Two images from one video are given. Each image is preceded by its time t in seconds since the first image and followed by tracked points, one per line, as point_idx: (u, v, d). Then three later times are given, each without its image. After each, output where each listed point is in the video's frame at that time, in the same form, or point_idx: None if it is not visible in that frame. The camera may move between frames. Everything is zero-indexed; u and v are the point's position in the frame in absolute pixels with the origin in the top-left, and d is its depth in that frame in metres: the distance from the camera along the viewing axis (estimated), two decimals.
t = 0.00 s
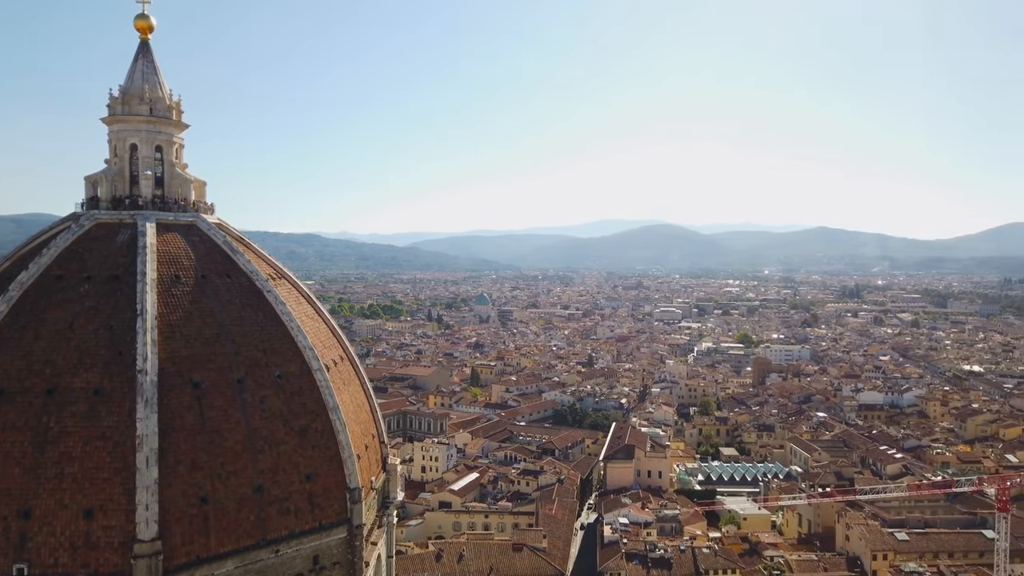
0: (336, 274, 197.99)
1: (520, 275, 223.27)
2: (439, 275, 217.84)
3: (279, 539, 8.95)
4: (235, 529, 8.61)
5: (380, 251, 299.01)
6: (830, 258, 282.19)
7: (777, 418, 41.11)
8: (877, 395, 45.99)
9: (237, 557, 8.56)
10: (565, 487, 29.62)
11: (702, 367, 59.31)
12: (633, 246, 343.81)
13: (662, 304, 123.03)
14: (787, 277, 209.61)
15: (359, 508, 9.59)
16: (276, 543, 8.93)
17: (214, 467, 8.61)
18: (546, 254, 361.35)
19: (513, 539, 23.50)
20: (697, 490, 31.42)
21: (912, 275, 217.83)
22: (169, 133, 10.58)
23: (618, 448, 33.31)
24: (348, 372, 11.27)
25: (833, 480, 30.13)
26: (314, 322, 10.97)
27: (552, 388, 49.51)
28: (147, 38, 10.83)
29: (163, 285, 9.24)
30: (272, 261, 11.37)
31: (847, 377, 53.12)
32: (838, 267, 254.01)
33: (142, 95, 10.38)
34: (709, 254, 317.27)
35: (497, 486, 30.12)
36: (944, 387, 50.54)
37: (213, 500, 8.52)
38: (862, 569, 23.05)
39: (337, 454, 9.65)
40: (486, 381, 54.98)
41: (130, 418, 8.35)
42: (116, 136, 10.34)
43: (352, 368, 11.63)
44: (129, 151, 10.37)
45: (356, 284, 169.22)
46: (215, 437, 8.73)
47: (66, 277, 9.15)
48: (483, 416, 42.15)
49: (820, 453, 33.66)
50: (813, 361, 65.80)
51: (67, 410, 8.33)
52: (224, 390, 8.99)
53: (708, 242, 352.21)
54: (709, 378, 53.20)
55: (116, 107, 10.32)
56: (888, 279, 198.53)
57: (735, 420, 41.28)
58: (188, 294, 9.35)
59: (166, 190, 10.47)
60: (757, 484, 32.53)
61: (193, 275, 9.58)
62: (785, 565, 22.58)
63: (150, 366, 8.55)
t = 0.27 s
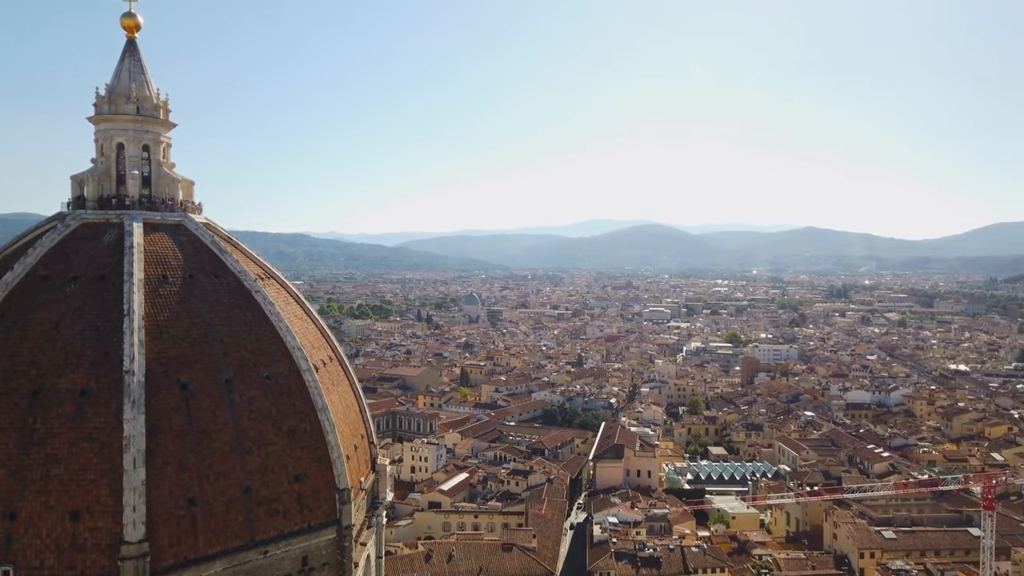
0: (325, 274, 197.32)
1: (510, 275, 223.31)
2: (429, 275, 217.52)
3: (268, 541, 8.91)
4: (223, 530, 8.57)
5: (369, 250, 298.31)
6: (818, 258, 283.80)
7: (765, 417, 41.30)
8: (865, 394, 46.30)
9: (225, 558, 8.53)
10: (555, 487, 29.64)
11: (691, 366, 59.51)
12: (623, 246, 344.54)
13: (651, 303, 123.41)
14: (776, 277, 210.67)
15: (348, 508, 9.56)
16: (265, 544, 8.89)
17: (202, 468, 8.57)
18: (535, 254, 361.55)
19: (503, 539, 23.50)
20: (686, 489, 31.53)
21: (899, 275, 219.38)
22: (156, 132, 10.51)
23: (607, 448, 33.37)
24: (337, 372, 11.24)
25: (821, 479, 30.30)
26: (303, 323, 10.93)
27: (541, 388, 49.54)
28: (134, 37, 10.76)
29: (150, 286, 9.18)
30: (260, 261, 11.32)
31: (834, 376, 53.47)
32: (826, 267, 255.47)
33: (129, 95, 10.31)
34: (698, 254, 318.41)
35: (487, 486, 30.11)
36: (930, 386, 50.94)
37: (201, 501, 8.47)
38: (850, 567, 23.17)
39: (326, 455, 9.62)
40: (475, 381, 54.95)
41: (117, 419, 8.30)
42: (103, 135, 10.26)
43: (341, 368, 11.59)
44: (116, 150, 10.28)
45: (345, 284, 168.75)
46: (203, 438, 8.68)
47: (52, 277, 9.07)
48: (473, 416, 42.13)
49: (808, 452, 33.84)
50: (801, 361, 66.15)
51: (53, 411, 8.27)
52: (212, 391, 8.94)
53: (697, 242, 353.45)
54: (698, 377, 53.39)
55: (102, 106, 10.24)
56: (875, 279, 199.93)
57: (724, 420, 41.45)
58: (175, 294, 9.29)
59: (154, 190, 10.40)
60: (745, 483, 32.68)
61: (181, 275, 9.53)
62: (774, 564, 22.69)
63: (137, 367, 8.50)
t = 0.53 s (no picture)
0: (313, 275, 196.56)
1: (500, 275, 223.31)
2: (418, 275, 217.16)
3: (256, 542, 8.87)
4: (212, 532, 8.53)
5: (358, 250, 297.47)
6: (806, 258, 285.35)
7: (753, 416, 41.49)
8: (852, 393, 46.60)
9: (213, 559, 8.48)
10: (544, 486, 29.68)
11: (680, 366, 59.72)
12: (612, 246, 345.14)
13: (640, 303, 123.77)
14: (764, 277, 211.64)
15: (337, 509, 9.53)
16: (253, 546, 8.85)
17: (190, 469, 8.53)
18: (525, 254, 361.63)
19: (493, 539, 23.51)
20: (675, 489, 31.62)
21: (886, 275, 220.82)
22: (143, 131, 10.44)
23: (596, 447, 33.43)
24: (326, 372, 11.20)
25: (809, 478, 30.48)
26: (292, 323, 10.89)
27: (531, 388, 49.55)
28: (121, 35, 10.69)
29: (138, 286, 9.12)
30: (248, 261, 11.27)
31: (822, 376, 53.74)
32: (814, 266, 256.95)
33: (115, 93, 10.24)
34: (687, 254, 319.43)
35: (476, 486, 30.08)
36: (917, 385, 51.31)
37: (188, 502, 8.43)
38: (837, 566, 23.30)
39: (315, 456, 9.58)
40: (465, 381, 54.92)
41: (103, 420, 8.24)
42: (89, 134, 10.18)
43: (330, 369, 11.56)
44: (102, 149, 10.21)
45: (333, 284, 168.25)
46: (191, 439, 8.64)
47: (38, 278, 8.99)
48: (463, 416, 42.12)
49: (796, 451, 34.00)
50: (789, 360, 66.50)
51: (39, 412, 8.20)
52: (200, 392, 8.90)
53: (686, 242, 354.61)
54: (686, 377, 53.57)
55: (88, 105, 10.16)
56: (862, 278, 201.32)
57: (713, 419, 41.60)
58: (163, 294, 9.24)
59: (141, 189, 10.34)
60: (734, 482, 32.81)
61: (168, 275, 9.47)
62: (762, 562, 22.80)
63: (124, 367, 8.44)
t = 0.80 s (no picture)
0: (302, 275, 195.80)
1: (489, 275, 223.26)
2: (407, 275, 216.79)
3: (245, 543, 8.83)
4: (200, 533, 8.48)
5: (347, 250, 296.54)
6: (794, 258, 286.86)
7: (742, 415, 41.66)
8: (839, 392, 46.87)
9: (202, 561, 8.43)
10: (534, 486, 29.71)
11: (669, 365, 59.91)
12: (601, 246, 345.61)
13: (629, 303, 124.04)
14: (752, 276, 212.62)
15: (326, 510, 9.50)
16: (241, 547, 8.80)
17: (178, 471, 8.48)
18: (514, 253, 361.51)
19: (482, 539, 23.51)
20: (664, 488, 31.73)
21: (873, 274, 222.18)
22: (130, 130, 10.37)
23: (586, 447, 33.47)
24: (315, 373, 11.16)
25: (797, 476, 30.65)
26: (281, 323, 10.84)
27: (520, 388, 49.55)
28: (107, 33, 10.61)
29: (124, 286, 9.06)
30: (236, 261, 11.21)
31: (810, 375, 54.00)
32: (802, 266, 258.28)
33: (102, 92, 10.16)
34: (676, 254, 320.39)
35: (466, 486, 30.07)
36: (904, 384, 51.66)
37: (176, 504, 8.38)
38: (825, 564, 23.46)
39: (304, 456, 9.55)
40: (454, 381, 54.88)
41: (90, 421, 8.18)
42: (75, 133, 10.10)
43: (319, 368, 11.51)
44: (89, 148, 10.13)
45: (322, 284, 167.64)
46: (179, 439, 8.59)
47: (24, 278, 8.91)
48: (452, 416, 42.09)
49: (785, 450, 34.18)
50: (777, 359, 66.85)
51: (24, 413, 8.14)
52: (187, 392, 8.84)
53: (675, 242, 355.72)
54: (675, 376, 53.73)
55: (75, 103, 10.08)
56: (849, 278, 202.53)
57: (701, 418, 41.74)
58: (150, 294, 9.18)
59: (128, 188, 10.26)
60: (723, 481, 32.94)
61: (155, 275, 9.41)
62: (750, 560, 22.90)
63: (111, 368, 8.39)
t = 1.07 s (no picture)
0: (291, 275, 195.08)
1: (479, 275, 223.18)
2: (397, 275, 216.44)
3: (233, 544, 8.79)
4: (187, 534, 8.44)
5: (337, 250, 295.69)
6: (782, 258, 288.25)
7: (731, 415, 41.83)
8: (827, 391, 47.13)
9: (190, 562, 8.39)
10: (524, 485, 29.73)
11: (659, 365, 60.06)
12: (591, 246, 346.06)
13: (619, 303, 124.31)
14: (741, 276, 213.50)
15: (315, 510, 9.47)
16: (230, 548, 8.76)
17: (166, 472, 8.43)
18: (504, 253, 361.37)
19: (472, 538, 23.51)
20: (653, 487, 31.83)
21: (861, 274, 223.49)
22: (117, 129, 10.31)
23: (576, 446, 33.52)
24: (304, 373, 11.12)
25: (785, 475, 30.81)
26: (269, 323, 10.80)
27: (510, 388, 49.57)
28: (93, 31, 10.53)
29: (111, 286, 9.00)
30: (225, 261, 11.15)
31: (798, 374, 54.27)
32: (790, 266, 259.55)
33: (88, 91, 10.09)
34: (665, 254, 321.17)
35: (456, 486, 30.06)
36: (891, 383, 52.00)
37: (164, 505, 8.33)
38: (813, 562, 23.61)
39: (292, 457, 9.51)
40: (444, 381, 54.83)
41: (77, 422, 8.13)
42: (62, 132, 10.02)
43: (308, 369, 11.48)
44: (75, 147, 10.06)
45: (311, 284, 167.08)
46: (167, 440, 8.54)
47: (9, 278, 8.84)
48: (442, 416, 42.06)
49: (773, 449, 34.34)
50: (766, 359, 67.14)
51: (10, 414, 8.08)
52: (175, 393, 8.80)
53: (664, 242, 356.75)
54: (665, 376, 53.89)
55: (61, 102, 10.01)
56: (837, 278, 203.64)
57: (690, 417, 41.88)
58: (137, 295, 9.12)
59: (115, 188, 10.19)
60: (712, 480, 33.07)
61: (143, 275, 9.36)
62: (740, 559, 22.98)
63: (98, 369, 8.33)
